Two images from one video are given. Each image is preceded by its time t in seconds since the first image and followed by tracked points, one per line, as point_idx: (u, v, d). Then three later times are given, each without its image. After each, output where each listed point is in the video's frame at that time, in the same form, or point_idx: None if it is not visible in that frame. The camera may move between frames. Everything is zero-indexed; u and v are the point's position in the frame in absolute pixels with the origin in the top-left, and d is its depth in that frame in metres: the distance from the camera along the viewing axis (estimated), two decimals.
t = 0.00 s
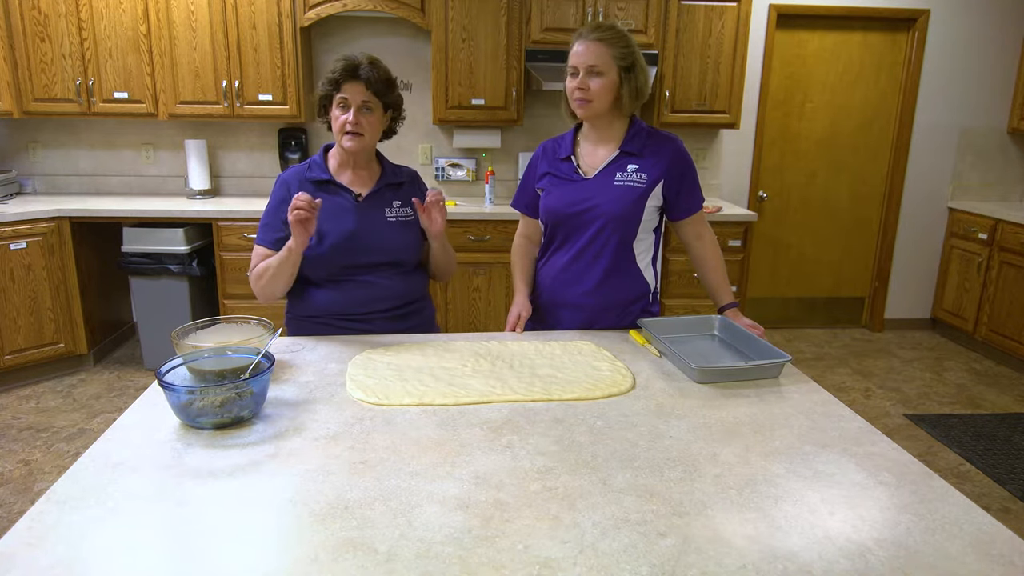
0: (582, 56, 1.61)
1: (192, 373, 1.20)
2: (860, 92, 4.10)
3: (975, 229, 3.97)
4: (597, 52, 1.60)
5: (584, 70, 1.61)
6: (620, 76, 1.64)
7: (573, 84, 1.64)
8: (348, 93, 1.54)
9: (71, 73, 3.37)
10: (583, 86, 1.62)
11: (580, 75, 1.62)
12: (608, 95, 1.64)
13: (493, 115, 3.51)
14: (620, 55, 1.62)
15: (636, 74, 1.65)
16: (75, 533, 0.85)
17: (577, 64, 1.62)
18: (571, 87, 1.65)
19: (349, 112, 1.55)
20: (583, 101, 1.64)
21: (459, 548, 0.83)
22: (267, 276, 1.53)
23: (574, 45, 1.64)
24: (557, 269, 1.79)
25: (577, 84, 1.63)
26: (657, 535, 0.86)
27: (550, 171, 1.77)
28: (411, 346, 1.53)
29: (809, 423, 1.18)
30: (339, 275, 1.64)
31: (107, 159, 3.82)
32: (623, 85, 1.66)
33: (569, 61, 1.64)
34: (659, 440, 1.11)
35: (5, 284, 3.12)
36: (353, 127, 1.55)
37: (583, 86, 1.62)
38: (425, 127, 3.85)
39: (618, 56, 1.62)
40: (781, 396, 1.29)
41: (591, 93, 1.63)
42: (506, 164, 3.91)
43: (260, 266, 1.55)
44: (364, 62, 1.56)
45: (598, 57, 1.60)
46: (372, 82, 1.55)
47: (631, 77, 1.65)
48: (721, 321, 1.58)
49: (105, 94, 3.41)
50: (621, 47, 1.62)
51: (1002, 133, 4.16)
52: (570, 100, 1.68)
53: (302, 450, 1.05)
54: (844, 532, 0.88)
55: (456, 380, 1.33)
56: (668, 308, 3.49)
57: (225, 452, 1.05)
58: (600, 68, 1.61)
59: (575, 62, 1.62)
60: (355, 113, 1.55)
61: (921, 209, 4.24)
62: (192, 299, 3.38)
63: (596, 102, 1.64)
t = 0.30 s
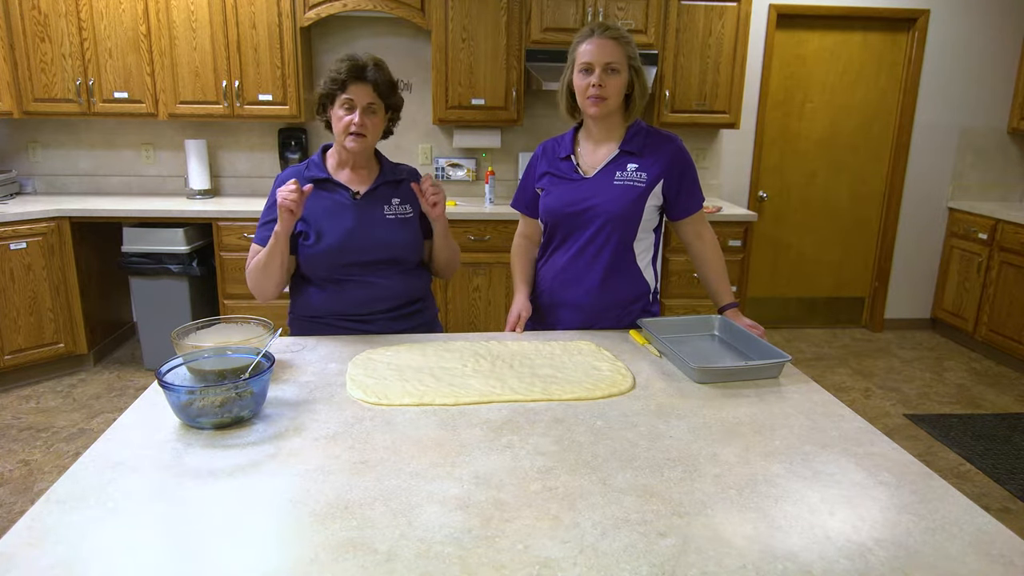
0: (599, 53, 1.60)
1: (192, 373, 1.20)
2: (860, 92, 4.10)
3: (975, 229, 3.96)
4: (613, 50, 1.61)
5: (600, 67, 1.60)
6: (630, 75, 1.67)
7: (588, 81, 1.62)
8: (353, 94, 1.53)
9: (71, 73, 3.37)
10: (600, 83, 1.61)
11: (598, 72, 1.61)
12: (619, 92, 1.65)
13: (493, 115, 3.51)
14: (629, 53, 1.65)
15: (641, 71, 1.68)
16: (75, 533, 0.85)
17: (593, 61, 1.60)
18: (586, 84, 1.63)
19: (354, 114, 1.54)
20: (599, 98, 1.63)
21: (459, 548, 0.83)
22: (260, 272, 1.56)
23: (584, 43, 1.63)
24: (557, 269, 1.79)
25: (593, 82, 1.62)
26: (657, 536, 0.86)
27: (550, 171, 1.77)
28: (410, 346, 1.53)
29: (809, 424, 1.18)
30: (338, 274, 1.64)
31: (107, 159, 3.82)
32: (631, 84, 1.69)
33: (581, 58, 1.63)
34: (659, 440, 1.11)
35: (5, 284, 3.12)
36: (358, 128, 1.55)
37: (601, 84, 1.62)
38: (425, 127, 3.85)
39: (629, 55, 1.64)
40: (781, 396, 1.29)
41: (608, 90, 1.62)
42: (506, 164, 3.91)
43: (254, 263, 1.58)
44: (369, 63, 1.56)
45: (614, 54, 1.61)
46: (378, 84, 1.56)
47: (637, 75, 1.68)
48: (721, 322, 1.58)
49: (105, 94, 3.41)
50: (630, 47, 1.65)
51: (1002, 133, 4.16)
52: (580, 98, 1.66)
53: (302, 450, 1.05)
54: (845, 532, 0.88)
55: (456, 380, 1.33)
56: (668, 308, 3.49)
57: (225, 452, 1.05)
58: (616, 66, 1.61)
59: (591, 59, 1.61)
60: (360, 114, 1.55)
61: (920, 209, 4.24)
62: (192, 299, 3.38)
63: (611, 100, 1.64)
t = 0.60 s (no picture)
0: (600, 52, 1.60)
1: (192, 373, 1.20)
2: (859, 92, 4.10)
3: (975, 229, 3.96)
4: (614, 49, 1.61)
5: (602, 66, 1.60)
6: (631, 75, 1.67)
7: (589, 80, 1.62)
8: (363, 96, 1.53)
9: (71, 73, 3.37)
10: (602, 82, 1.61)
11: (600, 72, 1.61)
12: (620, 92, 1.65)
13: (493, 115, 3.51)
14: (630, 53, 1.65)
15: (642, 71, 1.68)
16: (75, 533, 0.85)
17: (595, 61, 1.60)
18: (587, 83, 1.63)
19: (365, 115, 1.54)
20: (601, 97, 1.63)
21: (459, 548, 0.83)
22: (278, 293, 1.49)
23: (584, 43, 1.63)
24: (557, 269, 1.79)
25: (594, 81, 1.62)
26: (657, 536, 0.86)
27: (550, 171, 1.77)
28: (410, 346, 1.53)
29: (809, 424, 1.18)
30: (340, 275, 1.63)
31: (107, 159, 3.82)
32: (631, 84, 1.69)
33: (582, 58, 1.63)
34: (659, 439, 1.11)
35: (5, 284, 3.12)
36: (368, 129, 1.55)
37: (603, 83, 1.62)
38: (425, 127, 3.85)
39: (630, 55, 1.64)
40: (780, 396, 1.29)
41: (609, 90, 1.63)
42: (506, 164, 3.91)
43: (271, 280, 1.51)
44: (376, 65, 1.56)
45: (615, 54, 1.61)
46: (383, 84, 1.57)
47: (638, 75, 1.68)
48: (721, 322, 1.58)
49: (105, 94, 3.41)
50: (631, 47, 1.65)
51: (1002, 133, 4.16)
52: (581, 97, 1.66)
53: (302, 450, 1.05)
54: (844, 532, 0.88)
55: (456, 380, 1.33)
56: (669, 308, 3.49)
57: (226, 452, 1.05)
58: (617, 65, 1.61)
59: (592, 59, 1.61)
60: (369, 115, 1.55)
61: (920, 209, 4.24)
62: (192, 299, 3.38)
63: (613, 99, 1.64)
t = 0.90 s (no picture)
0: (599, 54, 1.60)
1: (192, 373, 1.20)
2: (860, 92, 4.10)
3: (975, 229, 3.97)
4: (613, 50, 1.61)
5: (602, 67, 1.61)
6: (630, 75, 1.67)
7: (589, 81, 1.62)
8: (375, 99, 1.54)
9: (71, 73, 3.37)
10: (602, 84, 1.61)
11: (599, 72, 1.61)
12: (621, 92, 1.65)
13: (493, 115, 3.51)
14: (630, 53, 1.65)
15: (641, 71, 1.68)
16: (75, 533, 0.85)
17: (595, 62, 1.60)
18: (587, 84, 1.63)
19: (377, 119, 1.55)
20: (601, 98, 1.63)
21: (459, 548, 0.83)
22: (289, 305, 1.50)
23: (583, 44, 1.63)
24: (557, 270, 1.79)
25: (594, 82, 1.62)
26: (657, 536, 0.86)
27: (550, 171, 1.77)
28: (410, 346, 1.53)
29: (809, 424, 1.18)
30: (342, 276, 1.64)
31: (107, 159, 3.82)
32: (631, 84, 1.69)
33: (582, 59, 1.63)
34: (659, 439, 1.11)
35: (5, 284, 3.12)
36: (378, 132, 1.56)
37: (603, 84, 1.62)
38: (425, 127, 3.85)
39: (630, 55, 1.64)
40: (781, 396, 1.29)
41: (610, 90, 1.63)
42: (506, 164, 3.92)
43: (281, 290, 1.52)
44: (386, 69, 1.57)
45: (615, 54, 1.61)
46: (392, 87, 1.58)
47: (637, 75, 1.68)
48: (721, 322, 1.58)
49: (105, 94, 3.41)
50: (630, 47, 1.65)
51: (1002, 133, 4.16)
52: (581, 98, 1.66)
53: (302, 450, 1.05)
54: (844, 532, 0.88)
55: (456, 380, 1.33)
56: (668, 308, 3.49)
57: (226, 452, 1.05)
58: (617, 66, 1.61)
59: (591, 60, 1.61)
60: (380, 118, 1.56)
61: (920, 209, 4.24)
62: (192, 299, 3.38)
63: (613, 100, 1.64)
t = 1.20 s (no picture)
0: (601, 54, 1.60)
1: (192, 373, 1.20)
2: (860, 92, 4.10)
3: (975, 229, 3.97)
4: (615, 50, 1.61)
5: (604, 68, 1.61)
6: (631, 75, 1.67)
7: (591, 82, 1.62)
8: (377, 99, 1.54)
9: (71, 73, 3.37)
10: (605, 84, 1.61)
11: (602, 72, 1.61)
12: (623, 92, 1.65)
13: (493, 115, 3.51)
14: (631, 53, 1.65)
15: (643, 70, 1.68)
16: (75, 533, 0.85)
17: (597, 62, 1.60)
18: (589, 84, 1.63)
19: (379, 119, 1.55)
20: (604, 98, 1.63)
21: (459, 548, 0.83)
22: (296, 312, 1.50)
23: (586, 44, 1.63)
24: (557, 270, 1.79)
25: (597, 83, 1.62)
26: (657, 536, 0.86)
27: (551, 171, 1.77)
28: (410, 346, 1.53)
29: (809, 424, 1.18)
30: (342, 278, 1.64)
31: (107, 159, 3.82)
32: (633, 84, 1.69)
33: (584, 59, 1.63)
34: (659, 439, 1.11)
35: (5, 284, 3.12)
36: (381, 133, 1.56)
37: (605, 84, 1.62)
38: (425, 127, 3.85)
39: (631, 55, 1.64)
40: (781, 396, 1.29)
41: (613, 90, 1.62)
42: (506, 164, 3.92)
43: (288, 296, 1.52)
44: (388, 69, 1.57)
45: (617, 54, 1.61)
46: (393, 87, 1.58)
47: (639, 74, 1.68)
48: (721, 322, 1.58)
49: (105, 94, 3.41)
50: (631, 47, 1.65)
51: (1002, 133, 4.16)
52: (584, 98, 1.66)
53: (302, 450, 1.05)
54: (844, 532, 0.88)
55: (456, 380, 1.33)
56: (668, 309, 3.49)
57: (226, 452, 1.05)
58: (619, 66, 1.62)
59: (594, 60, 1.61)
60: (382, 119, 1.56)
61: (920, 209, 4.24)
62: (192, 299, 3.38)
63: (615, 99, 1.64)
